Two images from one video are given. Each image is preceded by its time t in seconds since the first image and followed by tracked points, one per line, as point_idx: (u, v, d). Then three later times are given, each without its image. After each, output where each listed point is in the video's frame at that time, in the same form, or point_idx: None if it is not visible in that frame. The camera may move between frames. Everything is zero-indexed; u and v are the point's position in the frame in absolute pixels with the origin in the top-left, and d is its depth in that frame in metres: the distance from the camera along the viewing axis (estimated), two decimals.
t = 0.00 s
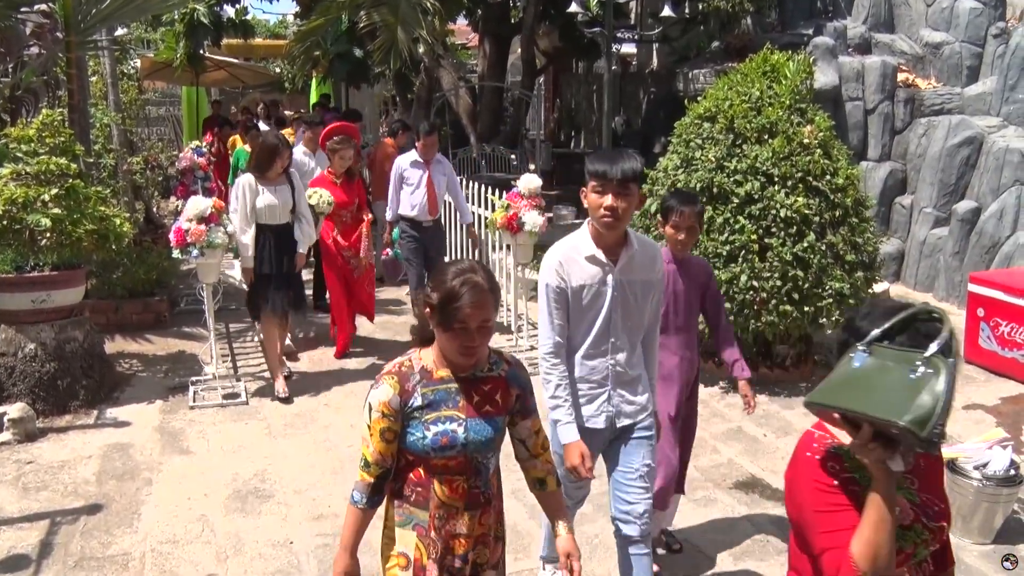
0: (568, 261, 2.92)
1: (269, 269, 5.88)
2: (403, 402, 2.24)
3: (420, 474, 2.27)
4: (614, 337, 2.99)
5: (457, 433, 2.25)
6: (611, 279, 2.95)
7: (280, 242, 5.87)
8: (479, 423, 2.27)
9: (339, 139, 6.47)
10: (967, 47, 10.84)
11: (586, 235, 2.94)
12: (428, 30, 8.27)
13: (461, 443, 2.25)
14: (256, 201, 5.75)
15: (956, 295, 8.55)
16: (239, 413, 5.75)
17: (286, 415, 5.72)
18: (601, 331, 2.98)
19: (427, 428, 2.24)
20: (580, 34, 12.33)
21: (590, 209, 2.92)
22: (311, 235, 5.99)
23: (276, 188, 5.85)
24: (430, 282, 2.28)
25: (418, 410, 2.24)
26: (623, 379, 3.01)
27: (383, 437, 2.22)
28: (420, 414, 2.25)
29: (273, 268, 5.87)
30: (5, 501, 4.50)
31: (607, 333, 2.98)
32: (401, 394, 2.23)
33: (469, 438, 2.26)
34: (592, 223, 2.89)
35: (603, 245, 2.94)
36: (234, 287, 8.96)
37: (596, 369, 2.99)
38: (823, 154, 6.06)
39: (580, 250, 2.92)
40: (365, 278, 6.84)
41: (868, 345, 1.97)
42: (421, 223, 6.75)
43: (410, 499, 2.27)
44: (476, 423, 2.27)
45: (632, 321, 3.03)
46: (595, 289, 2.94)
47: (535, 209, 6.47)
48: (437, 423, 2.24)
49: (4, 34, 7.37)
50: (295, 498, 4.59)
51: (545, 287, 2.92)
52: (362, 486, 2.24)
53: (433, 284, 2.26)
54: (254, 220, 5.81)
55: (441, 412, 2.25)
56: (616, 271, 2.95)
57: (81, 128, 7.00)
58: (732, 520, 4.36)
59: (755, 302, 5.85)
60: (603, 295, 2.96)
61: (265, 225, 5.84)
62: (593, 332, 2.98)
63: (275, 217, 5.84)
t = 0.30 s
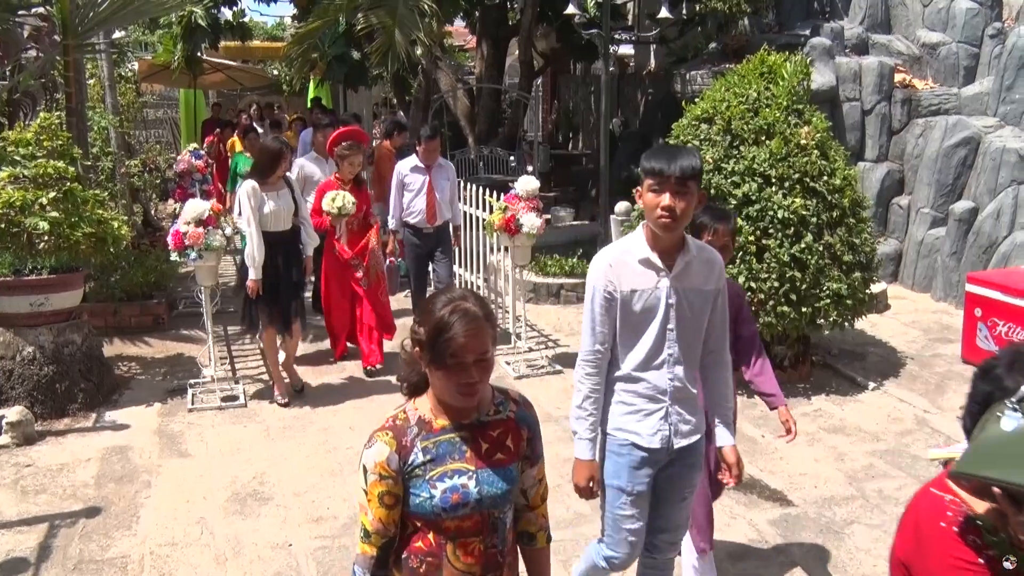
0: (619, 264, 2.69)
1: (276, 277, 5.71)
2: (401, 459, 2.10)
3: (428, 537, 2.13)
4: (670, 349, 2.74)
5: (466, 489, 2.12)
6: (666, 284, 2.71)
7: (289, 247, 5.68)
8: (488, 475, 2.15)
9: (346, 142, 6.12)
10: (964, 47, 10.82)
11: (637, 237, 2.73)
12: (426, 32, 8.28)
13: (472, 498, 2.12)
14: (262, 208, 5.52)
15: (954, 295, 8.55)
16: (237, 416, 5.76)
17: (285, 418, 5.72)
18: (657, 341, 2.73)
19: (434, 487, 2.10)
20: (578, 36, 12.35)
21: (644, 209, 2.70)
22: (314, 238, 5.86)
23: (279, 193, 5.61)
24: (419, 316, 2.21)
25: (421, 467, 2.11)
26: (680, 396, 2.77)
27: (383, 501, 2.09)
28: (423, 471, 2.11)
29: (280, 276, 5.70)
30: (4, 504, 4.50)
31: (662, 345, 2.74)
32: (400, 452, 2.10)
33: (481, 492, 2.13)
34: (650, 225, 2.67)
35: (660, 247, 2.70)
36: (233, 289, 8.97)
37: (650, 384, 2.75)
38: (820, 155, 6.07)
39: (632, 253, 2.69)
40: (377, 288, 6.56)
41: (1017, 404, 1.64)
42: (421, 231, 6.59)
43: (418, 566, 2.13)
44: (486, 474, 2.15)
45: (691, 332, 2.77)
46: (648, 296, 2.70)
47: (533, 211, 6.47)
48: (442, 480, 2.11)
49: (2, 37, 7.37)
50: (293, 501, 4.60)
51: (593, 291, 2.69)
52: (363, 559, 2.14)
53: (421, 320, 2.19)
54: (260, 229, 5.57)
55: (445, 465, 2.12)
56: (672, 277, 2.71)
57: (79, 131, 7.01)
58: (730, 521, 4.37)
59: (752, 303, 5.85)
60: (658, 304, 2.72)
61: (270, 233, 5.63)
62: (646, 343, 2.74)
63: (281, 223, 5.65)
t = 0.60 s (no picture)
0: (658, 285, 2.47)
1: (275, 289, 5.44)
2: (441, 510, 1.88)
3: None
4: (713, 375, 2.50)
5: (509, 540, 1.93)
6: (708, 306, 2.48)
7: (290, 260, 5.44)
8: (531, 524, 1.97)
9: (358, 144, 5.94)
10: (963, 52, 10.83)
11: (678, 256, 2.52)
12: (426, 34, 8.27)
13: (515, 550, 1.94)
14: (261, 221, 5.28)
15: (953, 298, 8.54)
16: (236, 417, 5.75)
17: (283, 419, 5.72)
18: (699, 368, 2.49)
19: (476, 540, 1.91)
20: (577, 39, 12.35)
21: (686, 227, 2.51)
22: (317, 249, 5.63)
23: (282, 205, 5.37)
24: (469, 356, 1.94)
25: (462, 518, 1.91)
26: (721, 427, 2.54)
27: (420, 557, 1.87)
28: (464, 523, 1.91)
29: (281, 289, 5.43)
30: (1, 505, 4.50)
31: (704, 372, 2.50)
32: (440, 502, 1.88)
33: (525, 543, 1.96)
34: (692, 245, 2.47)
35: (701, 267, 2.49)
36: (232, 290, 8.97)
37: (690, 414, 2.51)
38: (820, 158, 6.07)
39: (674, 272, 2.47)
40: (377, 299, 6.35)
41: None
42: (429, 240, 6.43)
43: None
44: (528, 523, 1.97)
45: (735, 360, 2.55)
46: (690, 319, 2.47)
47: (532, 212, 6.48)
48: (484, 531, 1.91)
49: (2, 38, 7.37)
50: (292, 502, 4.59)
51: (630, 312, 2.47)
52: None
53: (472, 360, 1.92)
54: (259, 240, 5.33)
55: (488, 516, 1.92)
56: (714, 299, 2.49)
57: (79, 132, 7.00)
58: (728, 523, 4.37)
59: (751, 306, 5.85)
60: (700, 328, 2.49)
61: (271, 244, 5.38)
62: (686, 370, 2.50)
63: (285, 235, 5.41)
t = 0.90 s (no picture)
0: (694, 322, 2.38)
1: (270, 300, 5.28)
2: (518, 546, 1.73)
3: None
4: (758, 417, 2.42)
5: None
6: (749, 340, 2.39)
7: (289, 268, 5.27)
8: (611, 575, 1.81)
9: (364, 151, 5.80)
10: (963, 54, 10.86)
11: (714, 287, 2.42)
12: (426, 35, 8.27)
13: None
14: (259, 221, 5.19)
15: (951, 301, 8.55)
16: (235, 416, 5.75)
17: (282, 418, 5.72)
18: (742, 409, 2.41)
19: None
20: (578, 40, 12.35)
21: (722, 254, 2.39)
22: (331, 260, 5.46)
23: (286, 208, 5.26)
24: (581, 396, 1.75)
25: (538, 558, 1.75)
26: (769, 470, 2.44)
27: None
28: (539, 563, 1.75)
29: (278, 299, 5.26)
30: None
31: (748, 412, 2.42)
32: (517, 537, 1.73)
33: None
34: (736, 273, 2.35)
35: (739, 298, 2.40)
36: (232, 289, 8.96)
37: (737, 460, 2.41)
38: (820, 159, 6.08)
39: (710, 307, 2.39)
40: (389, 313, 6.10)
41: None
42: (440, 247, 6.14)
43: None
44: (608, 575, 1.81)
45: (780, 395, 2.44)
46: (730, 357, 2.38)
47: (531, 213, 6.49)
48: None
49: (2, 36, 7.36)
50: (291, 502, 4.59)
51: (664, 357, 2.38)
52: None
53: (583, 398, 1.74)
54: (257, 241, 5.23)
55: (567, 560, 1.77)
56: (755, 332, 2.40)
57: (79, 130, 7.00)
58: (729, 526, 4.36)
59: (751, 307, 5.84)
60: (742, 364, 2.40)
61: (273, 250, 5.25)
62: (730, 411, 2.41)
63: (289, 241, 5.27)
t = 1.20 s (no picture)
0: (746, 347, 2.18)
1: (262, 318, 4.88)
2: None
3: None
4: (806, 450, 2.26)
5: None
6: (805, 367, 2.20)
7: (283, 283, 4.89)
8: None
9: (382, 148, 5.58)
10: (963, 54, 10.87)
11: (771, 306, 2.21)
12: (426, 35, 8.26)
13: None
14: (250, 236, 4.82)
15: (951, 300, 8.56)
16: (235, 416, 5.75)
17: (282, 418, 5.72)
18: (792, 441, 2.24)
19: None
20: (578, 39, 12.35)
21: (789, 272, 2.15)
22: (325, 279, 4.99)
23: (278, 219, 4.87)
24: (666, 454, 1.63)
25: None
26: (814, 506, 2.28)
27: None
28: None
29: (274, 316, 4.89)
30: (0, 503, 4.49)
31: (798, 446, 2.25)
32: None
33: None
34: (806, 292, 2.13)
35: (794, 322, 2.21)
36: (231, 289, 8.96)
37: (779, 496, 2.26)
38: (820, 159, 6.08)
39: (765, 331, 2.18)
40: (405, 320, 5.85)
41: None
42: (451, 250, 5.97)
43: None
44: None
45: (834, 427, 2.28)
46: (785, 386, 2.20)
47: (531, 212, 6.50)
48: None
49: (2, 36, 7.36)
50: (291, 501, 4.59)
51: (715, 389, 2.18)
52: None
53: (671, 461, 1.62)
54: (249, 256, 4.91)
55: None
56: (812, 359, 2.21)
57: (79, 130, 7.00)
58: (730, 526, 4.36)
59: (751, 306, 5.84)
60: (796, 393, 2.22)
61: (266, 263, 4.87)
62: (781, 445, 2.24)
63: (284, 255, 4.88)
